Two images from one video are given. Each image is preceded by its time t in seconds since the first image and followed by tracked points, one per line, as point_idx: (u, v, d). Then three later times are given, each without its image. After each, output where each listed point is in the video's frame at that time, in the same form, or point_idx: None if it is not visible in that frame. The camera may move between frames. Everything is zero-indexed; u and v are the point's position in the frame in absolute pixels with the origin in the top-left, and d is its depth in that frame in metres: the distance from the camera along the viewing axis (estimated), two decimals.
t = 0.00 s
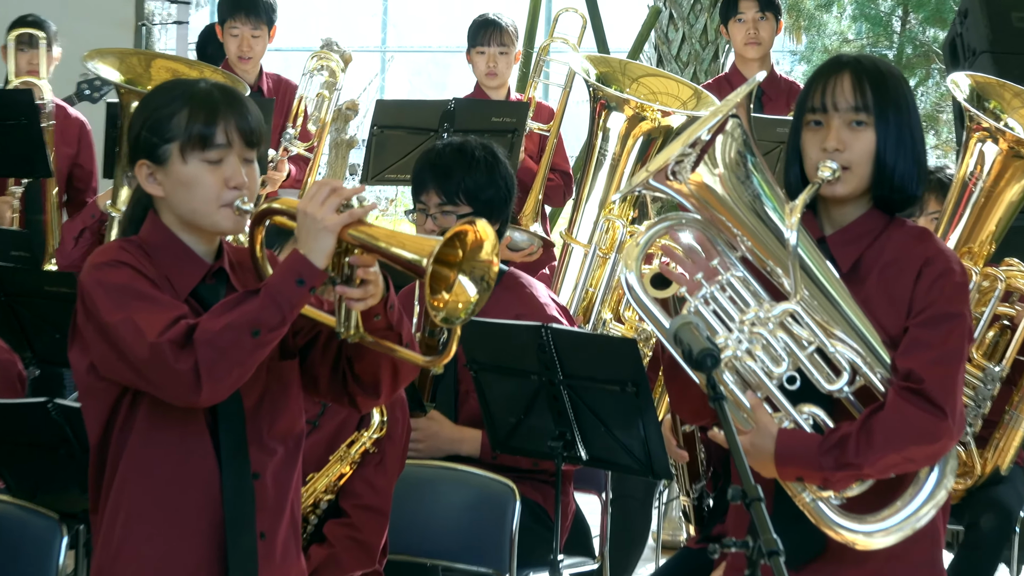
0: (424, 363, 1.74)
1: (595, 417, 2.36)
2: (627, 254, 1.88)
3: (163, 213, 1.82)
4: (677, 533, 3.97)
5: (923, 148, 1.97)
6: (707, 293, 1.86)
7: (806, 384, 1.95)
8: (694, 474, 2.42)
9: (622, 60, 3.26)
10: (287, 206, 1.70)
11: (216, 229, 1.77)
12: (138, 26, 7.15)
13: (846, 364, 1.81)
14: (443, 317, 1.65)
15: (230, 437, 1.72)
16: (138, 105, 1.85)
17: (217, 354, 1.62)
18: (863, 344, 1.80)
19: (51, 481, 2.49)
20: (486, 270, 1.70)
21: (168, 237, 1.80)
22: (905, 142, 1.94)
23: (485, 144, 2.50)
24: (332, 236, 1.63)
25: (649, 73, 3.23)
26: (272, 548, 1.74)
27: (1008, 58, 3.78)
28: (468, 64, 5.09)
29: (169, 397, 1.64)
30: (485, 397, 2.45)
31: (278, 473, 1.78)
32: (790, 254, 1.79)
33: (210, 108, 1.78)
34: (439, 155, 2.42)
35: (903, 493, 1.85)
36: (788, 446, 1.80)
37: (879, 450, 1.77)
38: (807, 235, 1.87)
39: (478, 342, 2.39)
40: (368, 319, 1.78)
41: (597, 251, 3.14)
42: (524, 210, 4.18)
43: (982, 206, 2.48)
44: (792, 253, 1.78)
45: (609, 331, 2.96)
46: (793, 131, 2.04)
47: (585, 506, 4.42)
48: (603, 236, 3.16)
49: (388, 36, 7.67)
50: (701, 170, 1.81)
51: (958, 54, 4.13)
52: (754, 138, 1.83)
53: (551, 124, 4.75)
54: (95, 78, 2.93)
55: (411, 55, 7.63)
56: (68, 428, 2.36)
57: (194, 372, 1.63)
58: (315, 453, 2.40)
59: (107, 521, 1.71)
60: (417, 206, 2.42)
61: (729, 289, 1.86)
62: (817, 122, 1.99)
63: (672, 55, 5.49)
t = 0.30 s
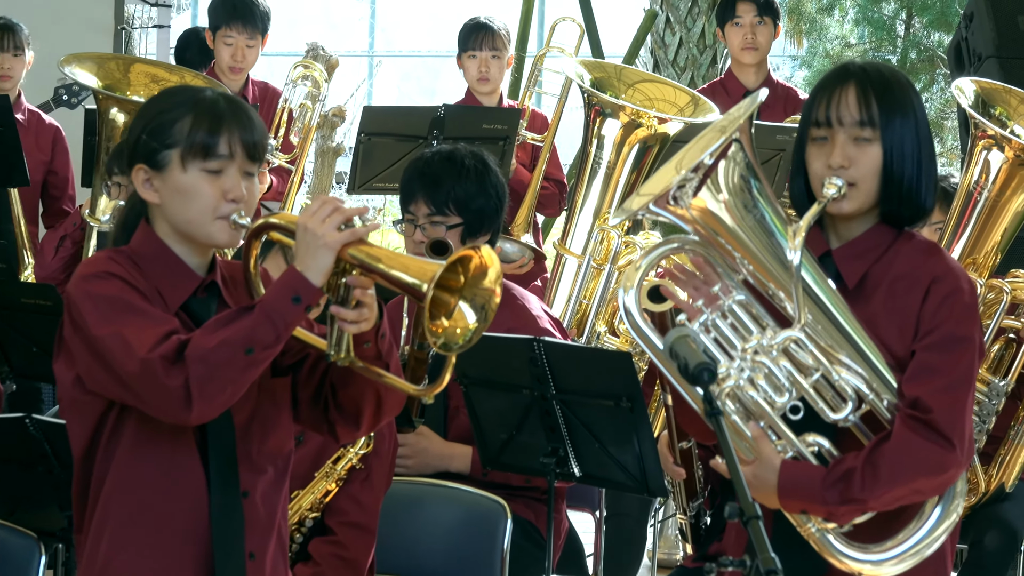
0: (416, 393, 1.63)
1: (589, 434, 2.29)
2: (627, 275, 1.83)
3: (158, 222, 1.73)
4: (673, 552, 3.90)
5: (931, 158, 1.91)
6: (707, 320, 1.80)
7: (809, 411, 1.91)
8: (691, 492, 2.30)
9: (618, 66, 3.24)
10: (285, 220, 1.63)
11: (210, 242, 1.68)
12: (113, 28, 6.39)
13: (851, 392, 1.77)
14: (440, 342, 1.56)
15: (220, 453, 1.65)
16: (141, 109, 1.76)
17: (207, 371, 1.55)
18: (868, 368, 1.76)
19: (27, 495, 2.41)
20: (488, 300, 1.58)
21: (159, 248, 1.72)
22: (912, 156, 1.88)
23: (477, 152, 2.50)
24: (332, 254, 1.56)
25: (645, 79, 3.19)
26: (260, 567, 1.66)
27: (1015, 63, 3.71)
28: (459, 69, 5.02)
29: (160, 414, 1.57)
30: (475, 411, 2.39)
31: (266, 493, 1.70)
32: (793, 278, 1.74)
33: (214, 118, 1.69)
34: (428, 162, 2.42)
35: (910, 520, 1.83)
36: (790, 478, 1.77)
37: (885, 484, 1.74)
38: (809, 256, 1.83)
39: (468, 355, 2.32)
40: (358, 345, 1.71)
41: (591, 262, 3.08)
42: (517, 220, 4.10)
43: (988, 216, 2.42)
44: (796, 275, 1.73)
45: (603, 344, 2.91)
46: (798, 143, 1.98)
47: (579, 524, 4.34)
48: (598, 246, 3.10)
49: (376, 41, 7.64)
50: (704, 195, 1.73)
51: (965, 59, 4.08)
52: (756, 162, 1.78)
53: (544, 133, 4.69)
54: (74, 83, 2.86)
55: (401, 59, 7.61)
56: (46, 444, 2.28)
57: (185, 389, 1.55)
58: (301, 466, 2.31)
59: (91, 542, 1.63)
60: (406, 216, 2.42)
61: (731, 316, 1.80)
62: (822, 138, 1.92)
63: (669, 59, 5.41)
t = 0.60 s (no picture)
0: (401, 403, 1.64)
1: (578, 436, 2.29)
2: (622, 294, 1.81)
3: (157, 223, 1.72)
4: (662, 554, 3.91)
5: (924, 167, 1.91)
6: (703, 341, 1.82)
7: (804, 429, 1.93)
8: (679, 496, 2.27)
9: (605, 68, 3.22)
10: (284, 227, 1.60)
11: (208, 245, 1.66)
12: (101, 30, 6.21)
13: (846, 409, 1.80)
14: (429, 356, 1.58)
15: (212, 454, 1.65)
16: (147, 108, 1.74)
17: (200, 376, 1.54)
18: (863, 383, 1.79)
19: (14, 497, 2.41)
20: (481, 315, 1.61)
21: (158, 249, 1.70)
22: (904, 168, 1.88)
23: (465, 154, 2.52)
24: (326, 262, 1.55)
25: (633, 81, 3.19)
26: (253, 570, 1.66)
27: (1003, 66, 3.71)
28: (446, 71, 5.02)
29: (151, 417, 1.56)
30: (463, 413, 2.38)
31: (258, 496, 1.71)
32: (791, 294, 1.77)
33: (221, 122, 1.67)
34: (416, 165, 2.45)
35: (909, 528, 1.85)
36: (790, 503, 1.78)
37: (884, 505, 1.76)
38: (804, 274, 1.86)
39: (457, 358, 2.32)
40: (349, 357, 1.72)
41: (580, 265, 3.09)
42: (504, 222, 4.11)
43: (977, 216, 2.43)
44: (792, 290, 1.77)
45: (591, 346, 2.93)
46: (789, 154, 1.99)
47: (568, 526, 4.36)
48: (587, 248, 3.11)
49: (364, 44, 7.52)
50: (703, 222, 1.77)
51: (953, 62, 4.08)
52: (754, 188, 1.81)
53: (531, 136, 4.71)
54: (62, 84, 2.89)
55: (390, 61, 7.62)
56: (34, 447, 2.29)
57: (177, 393, 1.54)
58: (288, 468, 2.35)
59: (84, 544, 1.63)
60: (395, 218, 2.44)
61: (727, 336, 1.82)
62: (813, 152, 1.93)
63: (658, 62, 5.42)
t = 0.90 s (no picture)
0: (385, 397, 1.64)
1: (569, 431, 2.29)
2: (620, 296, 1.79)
3: (154, 216, 1.71)
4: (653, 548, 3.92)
5: (918, 165, 1.91)
6: (701, 342, 1.80)
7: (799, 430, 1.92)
8: (669, 490, 2.29)
9: (596, 62, 3.24)
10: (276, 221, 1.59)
11: (202, 238, 1.66)
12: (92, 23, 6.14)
13: (843, 409, 1.79)
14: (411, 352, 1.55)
15: (206, 445, 1.64)
16: (145, 102, 1.74)
17: (184, 363, 1.53)
18: (858, 383, 1.78)
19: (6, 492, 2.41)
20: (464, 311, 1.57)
21: (153, 242, 1.69)
22: (900, 167, 1.88)
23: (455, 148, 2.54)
24: (313, 253, 1.55)
25: (624, 75, 3.21)
26: (249, 564, 1.65)
27: (995, 60, 3.72)
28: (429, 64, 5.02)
29: (136, 407, 1.55)
30: (456, 408, 2.39)
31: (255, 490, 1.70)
32: (790, 295, 1.76)
33: (217, 114, 1.68)
34: (406, 160, 2.46)
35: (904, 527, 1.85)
36: (791, 508, 1.78)
37: (883, 509, 1.77)
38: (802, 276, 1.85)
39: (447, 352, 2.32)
40: (343, 349, 1.72)
41: (571, 258, 3.14)
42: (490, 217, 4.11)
43: (969, 211, 2.46)
44: (792, 292, 1.76)
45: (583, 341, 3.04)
46: (783, 152, 1.98)
47: (560, 521, 4.36)
48: (577, 242, 3.17)
49: (355, 37, 7.38)
50: (707, 227, 1.76)
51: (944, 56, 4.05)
52: (757, 197, 1.80)
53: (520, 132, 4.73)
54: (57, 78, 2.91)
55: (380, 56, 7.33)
56: (26, 441, 2.29)
57: (161, 379, 1.54)
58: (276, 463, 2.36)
59: (79, 537, 1.63)
60: (385, 213, 2.45)
61: (726, 339, 1.80)
62: (810, 151, 1.92)
63: (649, 57, 5.43)
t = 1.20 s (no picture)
0: (379, 383, 1.65)
1: (561, 428, 2.29)
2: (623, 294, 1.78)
3: (146, 212, 1.71)
4: (645, 547, 3.93)
5: (915, 162, 1.91)
6: (701, 339, 1.79)
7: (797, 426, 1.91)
8: (661, 488, 2.29)
9: (588, 60, 3.21)
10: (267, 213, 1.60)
11: (194, 233, 1.66)
12: (85, 21, 6.15)
13: (843, 406, 1.78)
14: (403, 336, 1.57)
15: (202, 443, 1.63)
16: (133, 99, 1.74)
17: (178, 355, 1.53)
18: (854, 378, 1.76)
19: None
20: (456, 295, 1.58)
21: (147, 236, 1.69)
22: (898, 164, 1.88)
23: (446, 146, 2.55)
24: (304, 244, 1.55)
25: (616, 73, 3.22)
26: (242, 561, 1.64)
27: (987, 58, 3.72)
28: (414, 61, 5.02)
29: (130, 400, 1.54)
30: (448, 405, 2.39)
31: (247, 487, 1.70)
32: (791, 292, 1.74)
33: (204, 109, 1.68)
34: (398, 158, 2.47)
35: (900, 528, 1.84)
36: (794, 505, 1.76)
37: (886, 505, 1.75)
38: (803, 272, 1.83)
39: (439, 349, 2.32)
40: (342, 339, 1.72)
41: (563, 257, 3.12)
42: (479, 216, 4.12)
43: (961, 210, 2.47)
44: (794, 290, 1.73)
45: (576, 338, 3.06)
46: (779, 148, 1.97)
47: (552, 519, 4.37)
48: (569, 240, 3.14)
49: (348, 34, 7.35)
50: (709, 225, 1.72)
51: (937, 54, 4.05)
52: (759, 195, 1.77)
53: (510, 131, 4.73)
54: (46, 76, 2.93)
55: (373, 53, 7.34)
56: (18, 438, 2.29)
57: (154, 372, 1.53)
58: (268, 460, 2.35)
59: (72, 534, 1.62)
60: (377, 211, 2.45)
61: (727, 335, 1.79)
62: (808, 147, 1.92)
63: (641, 54, 5.43)
